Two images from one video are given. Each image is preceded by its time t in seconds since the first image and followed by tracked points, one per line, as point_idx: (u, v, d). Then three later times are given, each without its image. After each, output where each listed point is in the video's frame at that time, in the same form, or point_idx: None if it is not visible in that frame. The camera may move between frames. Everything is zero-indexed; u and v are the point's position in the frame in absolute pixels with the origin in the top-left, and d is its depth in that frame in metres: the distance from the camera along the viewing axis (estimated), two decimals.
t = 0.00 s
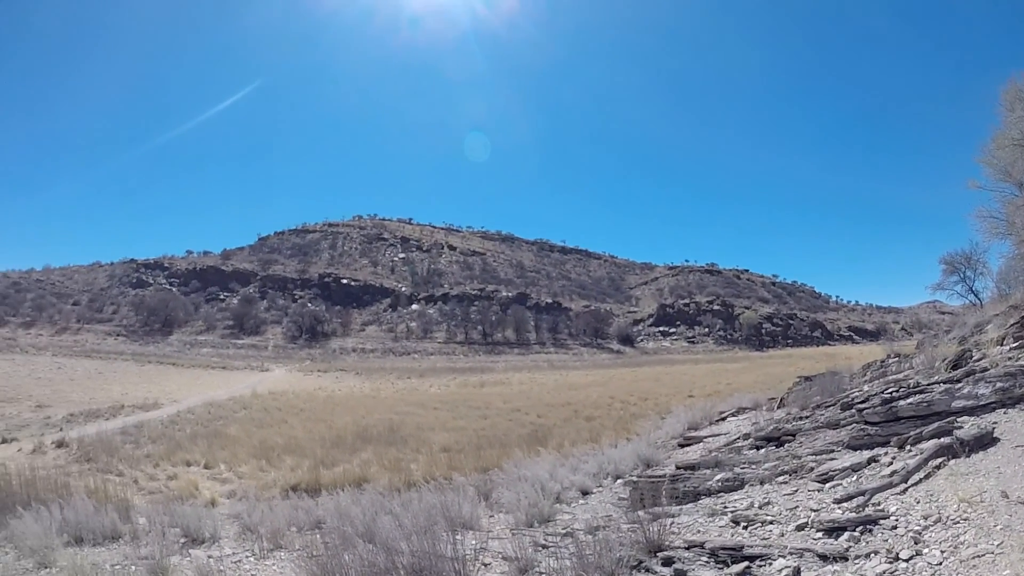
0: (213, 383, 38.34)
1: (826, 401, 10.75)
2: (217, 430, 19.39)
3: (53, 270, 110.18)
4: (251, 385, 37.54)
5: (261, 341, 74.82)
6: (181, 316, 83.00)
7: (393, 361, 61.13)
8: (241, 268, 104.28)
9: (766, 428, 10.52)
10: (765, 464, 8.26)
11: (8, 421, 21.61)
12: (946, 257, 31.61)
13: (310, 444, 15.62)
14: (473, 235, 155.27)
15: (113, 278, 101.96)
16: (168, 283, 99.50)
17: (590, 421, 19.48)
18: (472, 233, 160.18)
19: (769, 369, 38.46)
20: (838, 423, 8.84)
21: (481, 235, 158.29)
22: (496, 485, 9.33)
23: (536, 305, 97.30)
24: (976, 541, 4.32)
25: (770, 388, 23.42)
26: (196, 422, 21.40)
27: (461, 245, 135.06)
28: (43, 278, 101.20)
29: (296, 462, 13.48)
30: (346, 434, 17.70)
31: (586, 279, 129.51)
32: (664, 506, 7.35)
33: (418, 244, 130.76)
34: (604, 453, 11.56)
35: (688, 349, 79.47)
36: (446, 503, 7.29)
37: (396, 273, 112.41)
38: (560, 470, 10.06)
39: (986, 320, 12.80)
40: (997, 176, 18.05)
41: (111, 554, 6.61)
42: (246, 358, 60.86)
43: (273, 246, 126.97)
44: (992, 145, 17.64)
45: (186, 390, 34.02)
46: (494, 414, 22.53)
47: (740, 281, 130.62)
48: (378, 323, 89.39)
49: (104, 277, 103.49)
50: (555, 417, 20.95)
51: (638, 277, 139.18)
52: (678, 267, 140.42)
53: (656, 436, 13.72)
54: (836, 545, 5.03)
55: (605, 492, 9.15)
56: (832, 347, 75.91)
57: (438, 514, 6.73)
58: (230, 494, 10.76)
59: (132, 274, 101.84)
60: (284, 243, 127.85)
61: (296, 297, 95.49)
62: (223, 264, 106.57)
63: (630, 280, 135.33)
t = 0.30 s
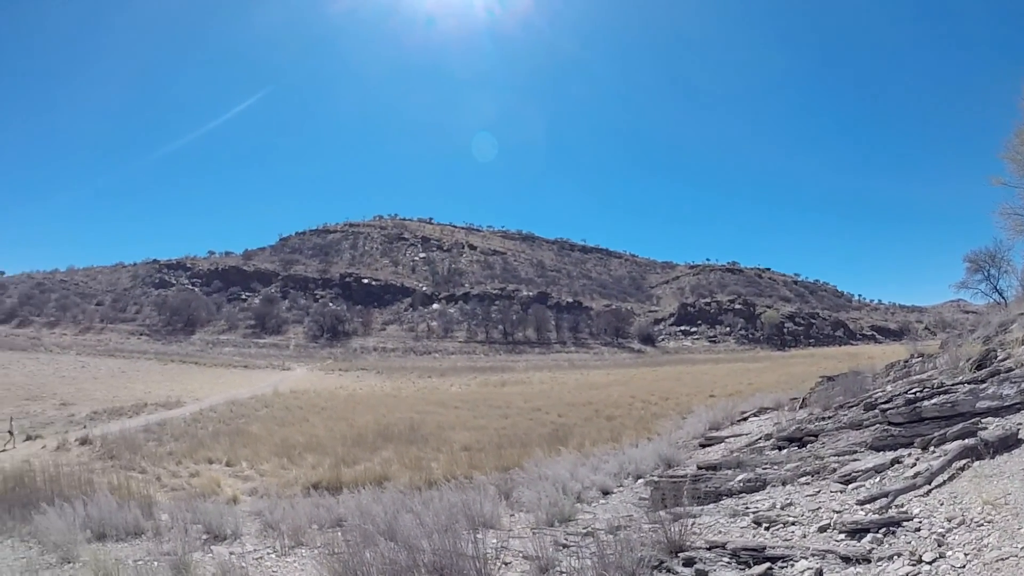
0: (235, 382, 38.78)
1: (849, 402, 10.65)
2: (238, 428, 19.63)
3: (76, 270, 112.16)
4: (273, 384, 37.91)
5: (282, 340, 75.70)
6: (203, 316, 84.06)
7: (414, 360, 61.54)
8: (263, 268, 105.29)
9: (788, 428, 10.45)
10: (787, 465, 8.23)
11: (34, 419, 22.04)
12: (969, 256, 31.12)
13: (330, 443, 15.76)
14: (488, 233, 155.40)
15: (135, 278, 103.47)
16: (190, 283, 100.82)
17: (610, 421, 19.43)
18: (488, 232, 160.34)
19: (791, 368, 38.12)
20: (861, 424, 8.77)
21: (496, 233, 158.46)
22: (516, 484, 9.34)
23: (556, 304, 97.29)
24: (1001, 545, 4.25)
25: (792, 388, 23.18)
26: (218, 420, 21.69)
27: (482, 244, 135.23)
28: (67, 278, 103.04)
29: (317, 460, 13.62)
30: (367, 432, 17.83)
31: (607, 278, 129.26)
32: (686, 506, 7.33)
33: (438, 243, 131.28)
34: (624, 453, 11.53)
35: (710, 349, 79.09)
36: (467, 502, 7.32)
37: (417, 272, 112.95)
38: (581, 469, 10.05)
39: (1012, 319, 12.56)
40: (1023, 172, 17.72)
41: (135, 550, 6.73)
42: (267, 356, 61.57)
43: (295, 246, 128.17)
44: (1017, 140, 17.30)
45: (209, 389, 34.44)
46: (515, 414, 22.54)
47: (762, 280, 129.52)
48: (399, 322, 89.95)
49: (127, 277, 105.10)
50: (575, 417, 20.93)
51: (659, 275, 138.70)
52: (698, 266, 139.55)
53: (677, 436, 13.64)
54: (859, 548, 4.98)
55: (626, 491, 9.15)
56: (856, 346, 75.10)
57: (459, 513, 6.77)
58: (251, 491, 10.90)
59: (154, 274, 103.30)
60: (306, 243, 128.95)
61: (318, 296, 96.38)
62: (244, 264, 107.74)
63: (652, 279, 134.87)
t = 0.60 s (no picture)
0: (260, 378, 39.31)
1: (876, 397, 10.52)
2: (264, 423, 19.90)
3: (102, 270, 114.43)
4: (296, 380, 38.36)
5: (306, 337, 76.75)
6: (228, 314, 85.26)
7: (437, 355, 61.96)
8: (288, 265, 106.31)
9: (813, 423, 10.37)
10: (812, 461, 8.17)
11: (63, 415, 22.53)
12: (995, 247, 30.46)
13: (354, 438, 15.92)
14: (505, 228, 155.44)
15: (160, 277, 105.21)
16: (215, 281, 102.28)
17: (633, 416, 19.39)
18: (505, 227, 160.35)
19: (816, 362, 37.72)
20: (888, 419, 8.66)
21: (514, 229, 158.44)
22: (540, 479, 9.36)
23: (579, 299, 97.13)
24: None
25: (818, 383, 22.92)
26: (243, 416, 22.02)
27: (504, 240, 135.28)
28: (93, 278, 105.18)
29: (342, 455, 13.80)
30: (390, 427, 17.97)
31: (629, 272, 128.69)
32: (709, 500, 7.30)
33: (461, 239, 131.71)
34: (647, 448, 11.51)
35: (733, 343, 78.53)
36: (491, 496, 7.37)
37: (440, 268, 113.35)
38: (604, 464, 10.04)
39: None
40: None
41: (161, 543, 6.84)
42: (291, 352, 62.38)
43: (319, 243, 129.24)
44: None
45: (234, 385, 34.97)
46: (538, 408, 22.58)
47: (786, 273, 128.04)
48: (422, 318, 90.49)
49: (153, 276, 106.91)
50: (599, 411, 20.91)
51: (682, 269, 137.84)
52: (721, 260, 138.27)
53: (701, 431, 13.58)
54: (883, 544, 4.94)
55: (650, 487, 9.12)
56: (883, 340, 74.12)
57: (483, 509, 6.81)
58: (277, 486, 11.09)
59: (179, 272, 104.93)
60: (329, 240, 129.89)
61: (341, 293, 97.30)
62: (268, 261, 109.05)
63: (675, 274, 134.07)
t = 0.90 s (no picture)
0: (280, 380, 39.69)
1: (900, 395, 10.37)
2: (286, 424, 20.13)
3: (124, 274, 116.31)
4: (318, 381, 38.74)
5: (327, 338, 77.45)
6: (248, 316, 86.24)
7: (458, 356, 62.18)
8: (308, 267, 107.00)
9: (835, 422, 10.25)
10: (835, 460, 8.08)
11: (87, 416, 22.93)
12: None
13: (376, 439, 16.02)
14: (520, 228, 155.47)
15: (181, 280, 106.63)
16: (235, 283, 103.43)
17: (654, 415, 19.31)
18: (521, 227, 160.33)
19: (840, 361, 37.23)
20: (911, 418, 8.56)
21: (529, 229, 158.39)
22: (561, 479, 9.35)
23: (599, 298, 96.78)
24: None
25: (842, 381, 22.61)
26: (266, 417, 22.27)
27: (523, 240, 135.28)
28: (115, 281, 106.89)
29: (363, 456, 13.92)
30: (410, 428, 18.06)
31: (649, 271, 128.11)
32: (731, 501, 7.25)
33: (480, 239, 131.88)
34: (668, 447, 11.46)
35: (755, 342, 77.84)
36: (512, 497, 7.38)
37: (459, 269, 113.65)
38: (625, 464, 10.01)
39: None
40: None
41: (184, 543, 6.95)
42: (313, 354, 62.96)
43: (338, 245, 130.22)
44: None
45: (255, 386, 35.35)
46: (559, 408, 22.57)
47: (806, 271, 126.60)
48: (442, 318, 90.82)
49: (173, 279, 108.41)
50: (619, 411, 20.85)
51: (702, 268, 136.86)
52: (740, 258, 137.04)
53: (723, 430, 13.48)
54: (907, 544, 4.86)
55: (671, 486, 9.07)
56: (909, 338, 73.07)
57: (505, 509, 6.82)
58: (298, 486, 11.20)
59: (199, 276, 106.34)
60: (348, 242, 130.79)
61: (361, 294, 98.00)
62: (287, 264, 110.03)
63: (694, 272, 133.20)
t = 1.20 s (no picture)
0: (299, 387, 40.01)
1: (920, 388, 10.26)
2: (306, 430, 20.28)
3: (141, 284, 117.94)
4: (337, 387, 39.02)
5: (345, 344, 78.09)
6: (267, 324, 87.10)
7: (476, 359, 62.40)
8: (325, 275, 107.54)
9: (857, 418, 10.13)
10: (857, 456, 7.99)
11: (108, 426, 23.27)
12: None
13: (396, 443, 16.11)
14: (531, 229, 155.47)
15: (199, 289, 107.89)
16: (253, 292, 104.42)
17: (674, 414, 19.24)
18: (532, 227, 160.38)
19: (859, 356, 36.91)
20: (933, 412, 8.45)
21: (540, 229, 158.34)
22: (583, 480, 9.33)
23: (616, 298, 96.50)
24: None
25: (863, 376, 22.40)
26: (285, 423, 22.46)
27: (539, 241, 135.39)
28: (134, 293, 108.37)
29: (383, 460, 14.02)
30: (430, 432, 18.16)
31: (665, 270, 127.60)
32: (754, 499, 7.20)
33: (495, 242, 132.07)
34: (688, 447, 11.39)
35: (773, 338, 77.25)
36: (535, 500, 7.38)
37: (476, 272, 113.89)
38: (646, 464, 9.97)
39: None
40: None
41: (208, 549, 7.03)
42: (331, 360, 63.42)
43: (354, 251, 131.10)
44: None
45: (274, 393, 35.66)
46: (578, 410, 22.54)
47: (823, 265, 125.37)
48: (460, 322, 91.04)
49: (191, 288, 109.76)
50: (638, 411, 20.80)
51: (718, 265, 136.02)
52: (757, 254, 135.98)
53: (744, 428, 13.39)
54: (933, 540, 4.80)
55: (693, 486, 9.02)
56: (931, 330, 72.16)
57: (527, 512, 6.82)
58: (320, 492, 11.29)
59: (216, 285, 107.51)
60: (364, 248, 131.55)
61: (378, 300, 98.62)
62: (303, 271, 110.91)
63: (711, 269, 132.37)
